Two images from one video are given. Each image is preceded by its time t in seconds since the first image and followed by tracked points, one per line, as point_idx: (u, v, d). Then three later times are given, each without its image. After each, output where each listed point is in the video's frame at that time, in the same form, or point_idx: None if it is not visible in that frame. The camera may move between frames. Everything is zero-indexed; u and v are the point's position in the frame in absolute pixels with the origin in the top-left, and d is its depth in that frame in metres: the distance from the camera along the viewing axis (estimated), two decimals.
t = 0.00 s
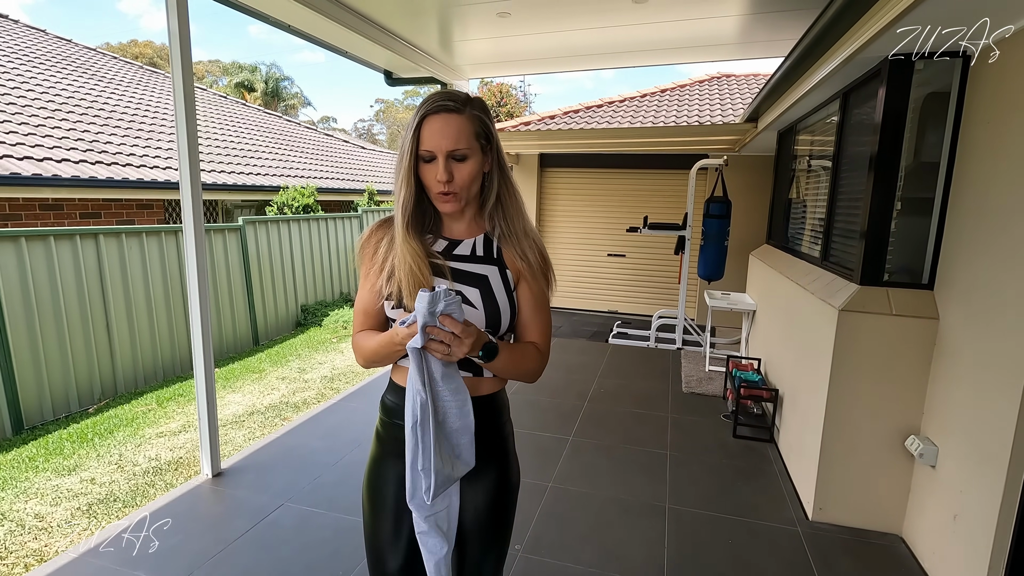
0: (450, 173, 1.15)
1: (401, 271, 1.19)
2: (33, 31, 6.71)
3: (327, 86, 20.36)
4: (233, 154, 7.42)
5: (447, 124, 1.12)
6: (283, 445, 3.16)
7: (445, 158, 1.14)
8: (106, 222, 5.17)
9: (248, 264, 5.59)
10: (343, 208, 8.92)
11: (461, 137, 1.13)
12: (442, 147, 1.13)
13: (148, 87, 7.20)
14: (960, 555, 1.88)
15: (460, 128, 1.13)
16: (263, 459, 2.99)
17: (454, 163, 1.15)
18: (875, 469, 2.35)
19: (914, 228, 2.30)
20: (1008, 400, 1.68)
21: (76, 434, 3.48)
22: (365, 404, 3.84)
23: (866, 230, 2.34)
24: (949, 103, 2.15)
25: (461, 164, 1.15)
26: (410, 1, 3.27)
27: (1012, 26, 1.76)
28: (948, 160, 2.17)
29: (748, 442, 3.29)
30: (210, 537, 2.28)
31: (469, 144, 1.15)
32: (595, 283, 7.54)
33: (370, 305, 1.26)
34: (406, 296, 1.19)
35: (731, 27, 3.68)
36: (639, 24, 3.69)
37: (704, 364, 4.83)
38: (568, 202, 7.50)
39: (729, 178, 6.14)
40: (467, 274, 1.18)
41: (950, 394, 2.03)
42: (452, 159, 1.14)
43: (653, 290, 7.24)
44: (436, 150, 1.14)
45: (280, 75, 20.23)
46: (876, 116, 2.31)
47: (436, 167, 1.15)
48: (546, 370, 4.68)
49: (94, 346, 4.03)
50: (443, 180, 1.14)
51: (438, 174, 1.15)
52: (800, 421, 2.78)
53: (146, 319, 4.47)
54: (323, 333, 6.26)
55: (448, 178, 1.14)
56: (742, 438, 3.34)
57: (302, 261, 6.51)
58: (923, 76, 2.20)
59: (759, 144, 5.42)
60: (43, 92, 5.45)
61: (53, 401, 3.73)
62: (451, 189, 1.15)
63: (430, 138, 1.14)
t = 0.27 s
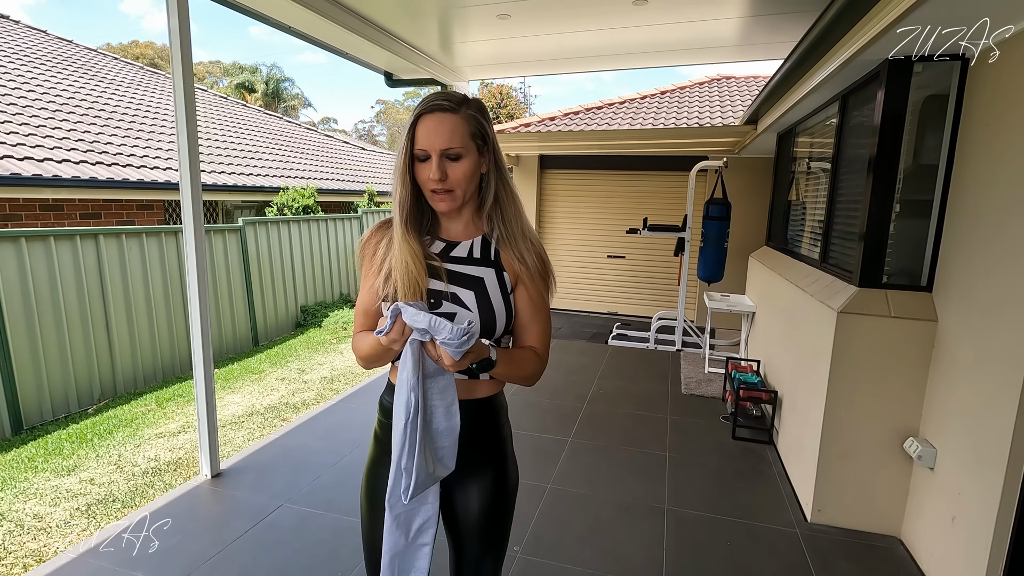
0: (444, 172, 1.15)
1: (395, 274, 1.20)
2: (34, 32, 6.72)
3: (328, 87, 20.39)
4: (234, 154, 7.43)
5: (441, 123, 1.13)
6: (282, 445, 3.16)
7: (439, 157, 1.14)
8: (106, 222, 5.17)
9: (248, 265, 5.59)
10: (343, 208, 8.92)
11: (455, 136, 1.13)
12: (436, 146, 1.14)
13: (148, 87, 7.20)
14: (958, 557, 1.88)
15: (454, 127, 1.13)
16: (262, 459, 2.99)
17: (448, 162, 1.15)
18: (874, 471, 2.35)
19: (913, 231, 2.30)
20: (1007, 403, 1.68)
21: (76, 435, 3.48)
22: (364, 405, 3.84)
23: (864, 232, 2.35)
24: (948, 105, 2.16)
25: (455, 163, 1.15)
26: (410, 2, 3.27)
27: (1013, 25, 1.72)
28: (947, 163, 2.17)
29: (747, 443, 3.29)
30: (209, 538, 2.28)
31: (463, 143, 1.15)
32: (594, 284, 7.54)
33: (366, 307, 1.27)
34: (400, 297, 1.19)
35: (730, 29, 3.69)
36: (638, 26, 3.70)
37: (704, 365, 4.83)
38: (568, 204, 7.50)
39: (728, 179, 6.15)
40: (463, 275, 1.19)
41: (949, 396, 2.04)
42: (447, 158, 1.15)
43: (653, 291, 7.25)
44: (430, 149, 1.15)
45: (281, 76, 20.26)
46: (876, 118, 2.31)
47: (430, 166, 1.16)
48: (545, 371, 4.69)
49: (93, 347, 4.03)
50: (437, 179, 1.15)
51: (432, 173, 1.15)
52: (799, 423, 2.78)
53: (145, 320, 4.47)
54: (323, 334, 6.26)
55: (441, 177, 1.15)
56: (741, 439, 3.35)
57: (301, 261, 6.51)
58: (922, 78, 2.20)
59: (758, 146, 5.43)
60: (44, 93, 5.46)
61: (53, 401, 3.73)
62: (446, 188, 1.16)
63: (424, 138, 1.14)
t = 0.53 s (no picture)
0: (446, 175, 1.15)
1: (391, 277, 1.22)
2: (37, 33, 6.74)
3: (329, 88, 20.42)
4: (235, 156, 7.45)
5: (443, 127, 1.14)
6: (282, 447, 3.16)
7: (442, 161, 1.14)
8: (107, 223, 5.18)
9: (249, 266, 5.60)
10: (344, 210, 8.93)
11: (458, 141, 1.14)
12: (439, 150, 1.14)
13: (150, 89, 7.22)
14: (958, 560, 1.88)
15: (456, 131, 1.14)
16: (262, 460, 2.99)
17: (451, 166, 1.15)
18: (874, 473, 2.35)
19: (913, 233, 2.30)
20: (1007, 406, 1.69)
21: (76, 435, 3.49)
22: (364, 407, 3.84)
23: (865, 235, 2.35)
24: (948, 108, 2.16)
25: (458, 166, 1.16)
26: (411, 4, 3.28)
27: (1013, 25, 1.70)
28: (947, 166, 2.18)
29: (747, 445, 3.29)
30: (208, 539, 2.28)
31: (466, 147, 1.16)
32: (594, 286, 7.55)
33: (361, 307, 1.27)
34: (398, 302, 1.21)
35: (731, 32, 3.70)
36: (639, 28, 3.71)
37: (704, 367, 4.83)
38: (568, 205, 7.51)
39: (729, 182, 6.16)
40: (464, 276, 1.19)
41: (949, 399, 2.04)
42: (449, 161, 1.15)
43: (653, 293, 7.25)
44: (432, 153, 1.15)
45: (282, 77, 20.27)
46: (876, 121, 2.32)
47: (433, 169, 1.16)
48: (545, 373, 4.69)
49: (94, 347, 4.04)
50: (440, 182, 1.15)
51: (435, 176, 1.16)
52: (799, 425, 2.78)
53: (146, 320, 4.48)
54: (323, 335, 6.27)
55: (445, 181, 1.15)
56: (741, 441, 3.35)
57: (302, 263, 6.52)
58: (922, 81, 2.21)
59: (759, 148, 5.44)
60: (46, 94, 5.47)
61: (53, 402, 3.73)
62: (448, 191, 1.16)
63: (426, 141, 1.15)
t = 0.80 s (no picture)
0: (449, 173, 1.15)
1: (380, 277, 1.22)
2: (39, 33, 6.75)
3: (330, 90, 20.45)
4: (236, 156, 7.46)
5: (446, 125, 1.14)
6: (282, 447, 3.16)
7: (446, 158, 1.14)
8: (108, 223, 5.19)
9: (250, 267, 5.60)
10: (345, 211, 8.94)
11: (461, 138, 1.14)
12: (442, 147, 1.14)
13: (151, 90, 7.23)
14: (959, 562, 1.88)
15: (459, 128, 1.14)
16: (262, 461, 2.99)
17: (454, 164, 1.15)
18: (875, 476, 2.34)
19: (914, 235, 2.30)
20: (1008, 408, 1.68)
21: (76, 435, 3.49)
22: (365, 407, 3.84)
23: (866, 237, 2.35)
24: (949, 110, 2.16)
25: (460, 164, 1.16)
26: (413, 5, 3.28)
27: (1013, 26, 1.69)
28: (948, 168, 2.18)
29: (748, 447, 3.29)
30: (208, 539, 2.28)
31: (468, 145, 1.16)
32: (595, 287, 7.54)
33: (358, 307, 1.28)
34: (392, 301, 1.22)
35: (733, 33, 3.70)
36: (640, 30, 3.71)
37: (705, 369, 4.83)
38: (569, 207, 7.51)
39: (730, 184, 6.16)
40: (464, 276, 1.18)
41: (950, 402, 2.03)
42: (452, 159, 1.15)
43: (654, 294, 7.25)
44: (435, 150, 1.15)
45: (283, 78, 20.30)
46: (877, 123, 2.31)
47: (435, 167, 1.16)
48: (546, 374, 4.69)
49: (95, 347, 4.04)
50: (443, 180, 1.15)
51: (438, 174, 1.15)
52: (800, 427, 2.77)
53: (147, 321, 4.48)
54: (323, 336, 6.27)
55: (448, 179, 1.15)
56: (742, 443, 3.34)
57: (303, 263, 6.53)
58: (923, 83, 2.21)
59: (760, 150, 5.43)
60: (48, 94, 5.48)
61: (53, 402, 3.73)
62: (451, 189, 1.16)
63: (429, 139, 1.14)
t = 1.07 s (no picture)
0: (448, 176, 1.16)
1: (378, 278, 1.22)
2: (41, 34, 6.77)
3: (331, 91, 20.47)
4: (237, 157, 7.47)
5: (445, 128, 1.14)
6: (282, 447, 3.16)
7: (443, 162, 1.15)
8: (109, 224, 5.20)
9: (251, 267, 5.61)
10: (345, 211, 8.94)
11: (459, 141, 1.14)
12: (440, 151, 1.14)
13: (153, 90, 7.24)
14: (959, 564, 1.87)
15: (458, 132, 1.15)
16: (262, 461, 2.99)
17: (452, 167, 1.16)
18: (875, 477, 2.34)
19: (914, 237, 2.30)
20: (1008, 410, 1.68)
21: (76, 435, 3.49)
22: (365, 408, 3.84)
23: (865, 238, 2.35)
24: (949, 112, 2.16)
25: (458, 167, 1.16)
26: (413, 6, 3.29)
27: (1013, 26, 1.68)
28: (948, 169, 2.17)
29: (748, 449, 3.29)
30: (207, 539, 2.28)
31: (467, 148, 1.16)
32: (596, 288, 7.54)
33: (355, 306, 1.28)
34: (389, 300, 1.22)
35: (733, 35, 3.70)
36: (641, 31, 3.71)
37: (705, 370, 4.82)
38: (570, 208, 7.51)
39: (730, 185, 6.16)
40: (463, 276, 1.19)
41: (950, 404, 2.03)
42: (451, 162, 1.16)
43: (654, 296, 7.24)
44: (433, 154, 1.15)
45: (285, 79, 20.34)
46: (877, 124, 2.32)
47: (433, 171, 1.16)
48: (546, 375, 4.68)
49: (95, 347, 4.04)
50: (441, 183, 1.15)
51: (436, 178, 1.16)
52: (800, 429, 2.77)
53: (147, 321, 4.49)
54: (324, 336, 6.27)
55: (446, 182, 1.15)
56: (742, 444, 3.34)
57: (304, 264, 6.53)
58: (923, 85, 2.21)
59: (760, 151, 5.44)
60: (49, 95, 5.49)
61: (54, 402, 3.74)
62: (449, 192, 1.16)
63: (426, 143, 1.15)
